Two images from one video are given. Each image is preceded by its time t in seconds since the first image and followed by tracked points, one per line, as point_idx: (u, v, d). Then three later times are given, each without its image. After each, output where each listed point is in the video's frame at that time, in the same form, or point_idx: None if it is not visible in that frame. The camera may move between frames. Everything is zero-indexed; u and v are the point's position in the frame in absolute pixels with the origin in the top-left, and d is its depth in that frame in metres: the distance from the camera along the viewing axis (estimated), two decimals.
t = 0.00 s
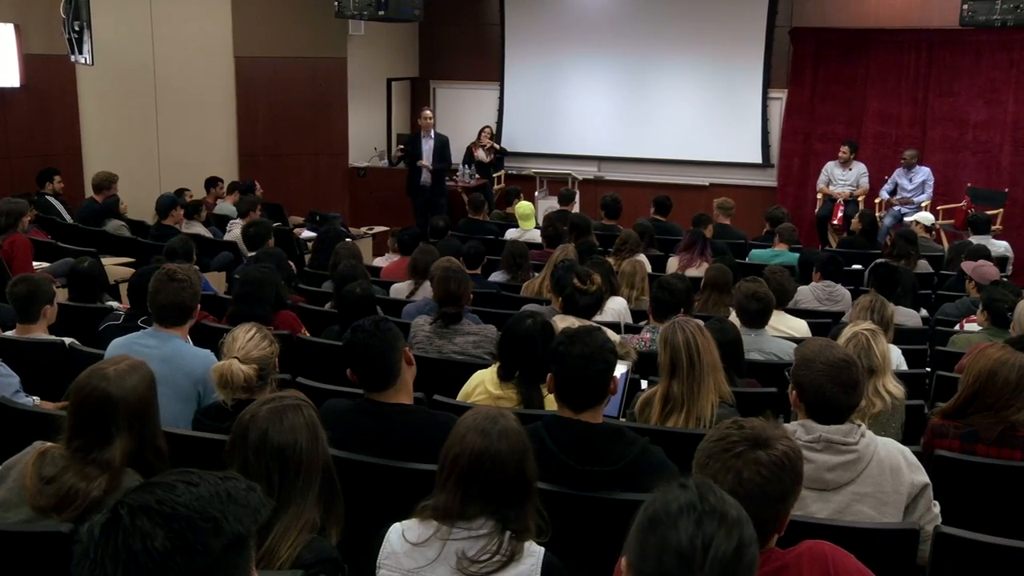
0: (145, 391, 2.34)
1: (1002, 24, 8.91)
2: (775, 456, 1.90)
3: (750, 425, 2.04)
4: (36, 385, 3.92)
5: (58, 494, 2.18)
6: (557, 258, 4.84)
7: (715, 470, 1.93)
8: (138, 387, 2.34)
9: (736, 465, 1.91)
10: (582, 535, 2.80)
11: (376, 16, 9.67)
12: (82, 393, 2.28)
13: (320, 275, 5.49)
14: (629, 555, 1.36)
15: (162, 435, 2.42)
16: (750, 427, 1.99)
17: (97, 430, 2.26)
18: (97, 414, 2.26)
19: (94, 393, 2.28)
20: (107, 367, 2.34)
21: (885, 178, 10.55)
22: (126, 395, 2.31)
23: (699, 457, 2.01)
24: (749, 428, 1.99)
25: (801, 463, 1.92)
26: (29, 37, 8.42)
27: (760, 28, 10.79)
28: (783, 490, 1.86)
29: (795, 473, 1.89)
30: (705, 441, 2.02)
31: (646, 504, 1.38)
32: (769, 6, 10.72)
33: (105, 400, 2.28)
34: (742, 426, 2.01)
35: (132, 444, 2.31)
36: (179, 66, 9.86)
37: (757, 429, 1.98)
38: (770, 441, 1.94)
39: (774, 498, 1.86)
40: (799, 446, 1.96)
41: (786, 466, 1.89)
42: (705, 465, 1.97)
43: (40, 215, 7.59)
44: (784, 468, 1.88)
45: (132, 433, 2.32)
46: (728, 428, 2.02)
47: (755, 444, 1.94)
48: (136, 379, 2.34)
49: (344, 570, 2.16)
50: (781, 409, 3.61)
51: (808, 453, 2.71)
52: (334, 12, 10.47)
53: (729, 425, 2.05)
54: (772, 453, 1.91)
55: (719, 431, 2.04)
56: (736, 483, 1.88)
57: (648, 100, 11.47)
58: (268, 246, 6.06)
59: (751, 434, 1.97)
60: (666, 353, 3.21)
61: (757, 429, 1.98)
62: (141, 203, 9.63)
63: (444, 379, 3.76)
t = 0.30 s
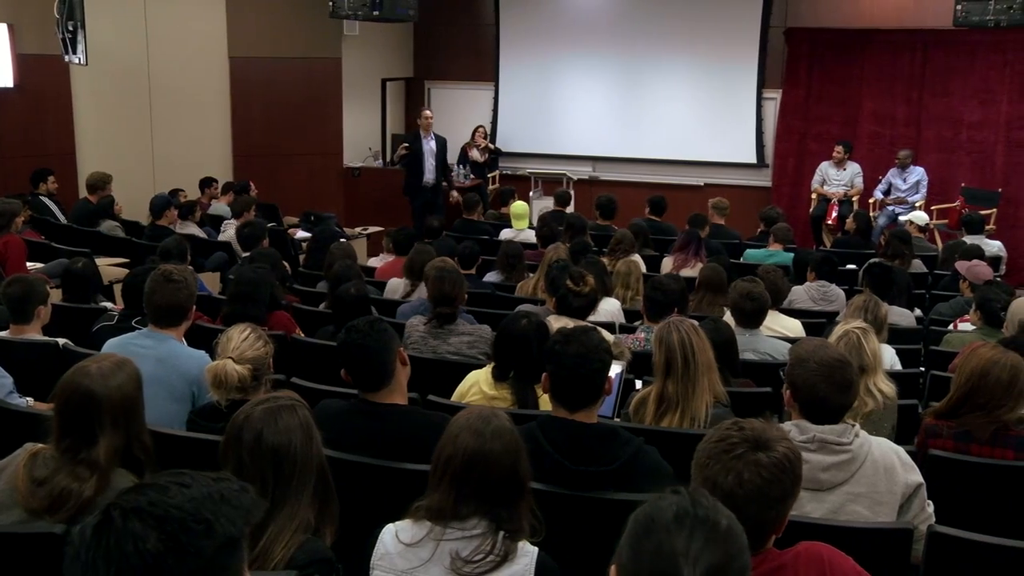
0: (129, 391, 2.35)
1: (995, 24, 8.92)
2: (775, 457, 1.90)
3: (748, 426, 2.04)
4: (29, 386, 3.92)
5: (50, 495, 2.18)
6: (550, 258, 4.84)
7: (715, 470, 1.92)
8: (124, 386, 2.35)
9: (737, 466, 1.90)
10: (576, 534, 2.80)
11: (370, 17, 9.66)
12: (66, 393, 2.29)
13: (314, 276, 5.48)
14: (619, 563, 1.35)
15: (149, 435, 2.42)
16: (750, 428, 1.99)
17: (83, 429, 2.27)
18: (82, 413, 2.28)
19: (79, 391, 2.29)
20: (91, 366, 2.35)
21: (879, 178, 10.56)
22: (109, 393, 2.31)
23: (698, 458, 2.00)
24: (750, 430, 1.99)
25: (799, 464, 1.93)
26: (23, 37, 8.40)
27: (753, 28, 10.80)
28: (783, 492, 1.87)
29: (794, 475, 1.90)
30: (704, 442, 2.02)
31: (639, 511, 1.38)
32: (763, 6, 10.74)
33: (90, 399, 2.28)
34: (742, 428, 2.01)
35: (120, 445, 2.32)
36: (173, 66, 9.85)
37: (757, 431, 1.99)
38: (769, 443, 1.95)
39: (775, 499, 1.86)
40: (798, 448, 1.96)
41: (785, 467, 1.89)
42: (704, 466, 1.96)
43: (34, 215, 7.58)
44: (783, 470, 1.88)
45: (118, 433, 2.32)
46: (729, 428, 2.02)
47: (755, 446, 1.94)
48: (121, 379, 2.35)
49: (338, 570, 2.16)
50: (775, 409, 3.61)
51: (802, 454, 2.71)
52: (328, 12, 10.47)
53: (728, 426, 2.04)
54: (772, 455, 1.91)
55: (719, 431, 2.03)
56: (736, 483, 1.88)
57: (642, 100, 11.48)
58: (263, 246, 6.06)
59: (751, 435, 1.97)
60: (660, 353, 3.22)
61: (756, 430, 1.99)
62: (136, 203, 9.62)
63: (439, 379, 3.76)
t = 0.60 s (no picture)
0: (116, 391, 2.35)
1: (985, 24, 8.95)
2: (762, 457, 1.90)
3: (734, 427, 2.04)
4: (17, 387, 3.91)
5: (38, 497, 2.16)
6: (539, 258, 4.83)
7: (704, 470, 1.91)
8: (112, 386, 2.35)
9: (725, 466, 1.89)
10: (566, 534, 2.80)
11: (360, 16, 9.65)
12: (51, 393, 2.29)
13: (304, 276, 5.47)
14: None
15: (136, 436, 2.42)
16: (737, 429, 1.99)
17: (70, 429, 2.27)
18: (68, 413, 2.28)
19: (64, 391, 2.29)
20: (78, 366, 2.35)
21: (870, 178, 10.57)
22: (95, 393, 2.31)
23: (685, 459, 1.99)
24: (737, 430, 1.99)
25: (785, 464, 1.93)
26: (11, 36, 8.37)
27: (743, 29, 10.81)
28: (770, 491, 1.87)
29: (780, 475, 1.90)
30: (692, 442, 2.01)
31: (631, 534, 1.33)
32: (753, 6, 10.74)
33: (76, 399, 2.29)
34: (728, 428, 2.01)
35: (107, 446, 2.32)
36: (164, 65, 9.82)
37: (743, 431, 1.99)
38: (756, 443, 1.95)
39: (763, 498, 1.86)
40: (784, 448, 1.96)
41: (772, 468, 1.89)
42: (691, 466, 1.95)
43: (22, 215, 7.56)
44: (770, 470, 1.89)
45: (105, 433, 2.32)
46: (716, 429, 2.01)
47: (742, 446, 1.93)
48: (107, 379, 2.35)
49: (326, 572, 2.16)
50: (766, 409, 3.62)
51: (793, 454, 2.72)
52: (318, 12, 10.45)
53: (716, 427, 2.04)
54: (759, 455, 1.91)
55: (705, 433, 2.03)
56: (724, 483, 1.87)
57: (632, 100, 11.47)
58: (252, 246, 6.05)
59: (738, 435, 1.97)
60: (652, 353, 3.21)
61: (742, 430, 1.99)
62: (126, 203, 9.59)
63: (428, 380, 3.76)
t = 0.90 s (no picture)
0: (86, 389, 2.32)
1: (971, 22, 8.95)
2: (742, 457, 1.88)
3: (714, 426, 2.02)
4: None
5: (13, 503, 2.11)
6: (523, 258, 4.80)
7: (684, 471, 1.88)
8: (81, 385, 2.32)
9: (704, 467, 1.87)
10: (550, 536, 2.78)
11: (345, 14, 9.61)
12: (18, 391, 2.27)
13: (288, 277, 5.45)
14: None
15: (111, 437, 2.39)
16: (716, 429, 1.97)
17: (39, 428, 2.25)
18: (36, 412, 2.26)
19: (30, 389, 2.27)
20: (47, 365, 2.33)
21: (859, 176, 10.57)
22: (64, 391, 2.29)
23: (664, 461, 1.97)
24: (716, 431, 1.97)
25: (765, 464, 1.92)
26: None
27: (729, 28, 10.82)
28: (750, 492, 1.86)
29: (761, 473, 1.89)
30: (671, 443, 1.99)
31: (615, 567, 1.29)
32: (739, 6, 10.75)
33: (43, 397, 2.27)
34: (707, 428, 1.99)
35: (79, 447, 2.28)
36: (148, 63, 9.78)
37: (722, 431, 1.97)
38: (736, 443, 1.93)
39: (743, 499, 1.84)
40: (765, 448, 1.95)
41: (753, 468, 1.88)
42: (670, 468, 1.92)
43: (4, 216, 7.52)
44: (751, 470, 1.87)
45: (73, 433, 2.29)
46: (695, 429, 1.99)
47: (722, 446, 1.92)
48: (77, 377, 2.32)
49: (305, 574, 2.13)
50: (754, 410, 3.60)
51: (780, 454, 2.69)
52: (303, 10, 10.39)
53: (695, 427, 2.02)
54: (738, 455, 1.89)
55: (684, 433, 2.01)
56: (704, 484, 1.85)
57: (619, 99, 11.46)
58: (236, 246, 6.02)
59: (717, 436, 1.95)
60: (643, 353, 3.19)
61: (722, 430, 1.97)
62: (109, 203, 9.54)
63: (412, 381, 3.73)
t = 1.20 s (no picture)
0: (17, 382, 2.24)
1: (955, 20, 8.95)
2: (724, 460, 1.87)
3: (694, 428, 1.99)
4: None
5: None
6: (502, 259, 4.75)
7: (666, 474, 1.86)
8: (13, 379, 2.25)
9: (687, 470, 1.85)
10: (528, 540, 2.75)
11: (324, 11, 9.55)
12: None
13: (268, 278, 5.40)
14: None
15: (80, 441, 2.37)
16: (698, 430, 1.95)
17: None
18: None
19: None
20: None
21: (843, 174, 10.57)
22: None
23: (645, 463, 1.94)
24: (698, 432, 1.94)
25: (748, 466, 1.90)
26: None
27: (713, 26, 10.80)
28: (732, 495, 1.84)
29: (743, 476, 1.87)
30: (652, 446, 1.96)
31: None
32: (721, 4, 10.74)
33: None
34: (688, 430, 1.96)
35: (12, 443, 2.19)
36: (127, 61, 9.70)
37: (704, 433, 1.95)
38: (718, 444, 1.91)
39: (726, 502, 1.82)
40: (747, 450, 1.93)
41: (736, 471, 1.87)
42: (652, 471, 1.89)
43: None
44: (734, 471, 1.86)
45: (2, 428, 2.21)
46: (676, 431, 1.96)
47: (705, 448, 1.89)
48: (9, 371, 2.25)
49: None
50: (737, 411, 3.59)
51: (764, 455, 2.66)
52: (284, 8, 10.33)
53: (676, 428, 1.99)
54: (721, 457, 1.87)
55: (664, 435, 1.98)
56: (687, 487, 1.82)
57: (602, 97, 11.42)
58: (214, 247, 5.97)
59: (699, 437, 1.92)
60: (625, 353, 3.16)
61: (704, 431, 1.95)
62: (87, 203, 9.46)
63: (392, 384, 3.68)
